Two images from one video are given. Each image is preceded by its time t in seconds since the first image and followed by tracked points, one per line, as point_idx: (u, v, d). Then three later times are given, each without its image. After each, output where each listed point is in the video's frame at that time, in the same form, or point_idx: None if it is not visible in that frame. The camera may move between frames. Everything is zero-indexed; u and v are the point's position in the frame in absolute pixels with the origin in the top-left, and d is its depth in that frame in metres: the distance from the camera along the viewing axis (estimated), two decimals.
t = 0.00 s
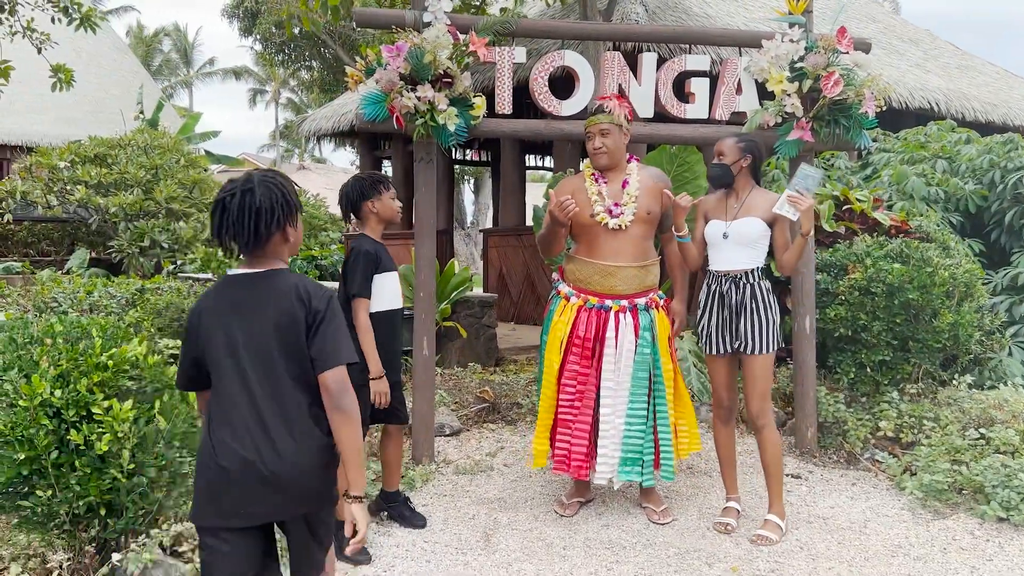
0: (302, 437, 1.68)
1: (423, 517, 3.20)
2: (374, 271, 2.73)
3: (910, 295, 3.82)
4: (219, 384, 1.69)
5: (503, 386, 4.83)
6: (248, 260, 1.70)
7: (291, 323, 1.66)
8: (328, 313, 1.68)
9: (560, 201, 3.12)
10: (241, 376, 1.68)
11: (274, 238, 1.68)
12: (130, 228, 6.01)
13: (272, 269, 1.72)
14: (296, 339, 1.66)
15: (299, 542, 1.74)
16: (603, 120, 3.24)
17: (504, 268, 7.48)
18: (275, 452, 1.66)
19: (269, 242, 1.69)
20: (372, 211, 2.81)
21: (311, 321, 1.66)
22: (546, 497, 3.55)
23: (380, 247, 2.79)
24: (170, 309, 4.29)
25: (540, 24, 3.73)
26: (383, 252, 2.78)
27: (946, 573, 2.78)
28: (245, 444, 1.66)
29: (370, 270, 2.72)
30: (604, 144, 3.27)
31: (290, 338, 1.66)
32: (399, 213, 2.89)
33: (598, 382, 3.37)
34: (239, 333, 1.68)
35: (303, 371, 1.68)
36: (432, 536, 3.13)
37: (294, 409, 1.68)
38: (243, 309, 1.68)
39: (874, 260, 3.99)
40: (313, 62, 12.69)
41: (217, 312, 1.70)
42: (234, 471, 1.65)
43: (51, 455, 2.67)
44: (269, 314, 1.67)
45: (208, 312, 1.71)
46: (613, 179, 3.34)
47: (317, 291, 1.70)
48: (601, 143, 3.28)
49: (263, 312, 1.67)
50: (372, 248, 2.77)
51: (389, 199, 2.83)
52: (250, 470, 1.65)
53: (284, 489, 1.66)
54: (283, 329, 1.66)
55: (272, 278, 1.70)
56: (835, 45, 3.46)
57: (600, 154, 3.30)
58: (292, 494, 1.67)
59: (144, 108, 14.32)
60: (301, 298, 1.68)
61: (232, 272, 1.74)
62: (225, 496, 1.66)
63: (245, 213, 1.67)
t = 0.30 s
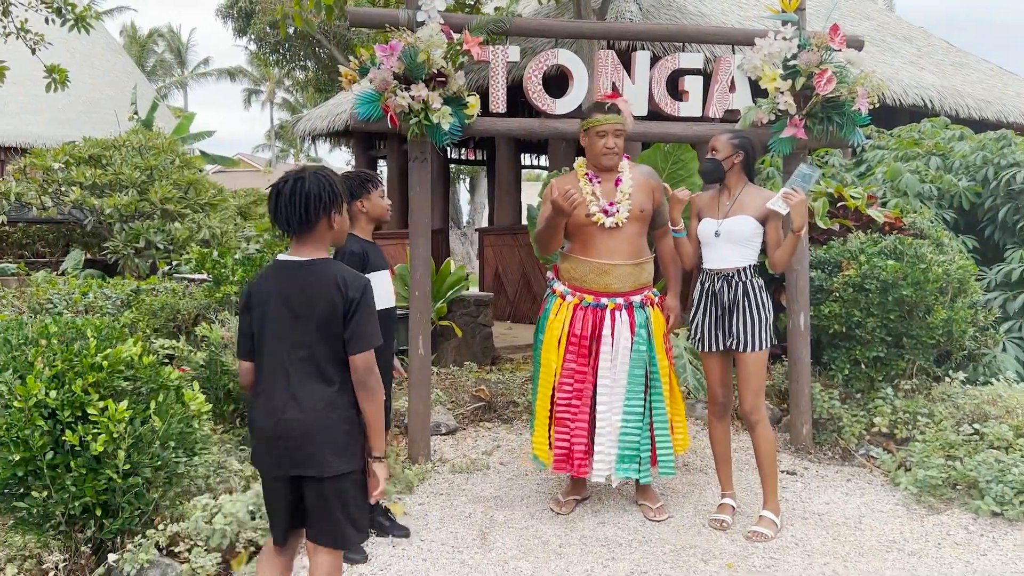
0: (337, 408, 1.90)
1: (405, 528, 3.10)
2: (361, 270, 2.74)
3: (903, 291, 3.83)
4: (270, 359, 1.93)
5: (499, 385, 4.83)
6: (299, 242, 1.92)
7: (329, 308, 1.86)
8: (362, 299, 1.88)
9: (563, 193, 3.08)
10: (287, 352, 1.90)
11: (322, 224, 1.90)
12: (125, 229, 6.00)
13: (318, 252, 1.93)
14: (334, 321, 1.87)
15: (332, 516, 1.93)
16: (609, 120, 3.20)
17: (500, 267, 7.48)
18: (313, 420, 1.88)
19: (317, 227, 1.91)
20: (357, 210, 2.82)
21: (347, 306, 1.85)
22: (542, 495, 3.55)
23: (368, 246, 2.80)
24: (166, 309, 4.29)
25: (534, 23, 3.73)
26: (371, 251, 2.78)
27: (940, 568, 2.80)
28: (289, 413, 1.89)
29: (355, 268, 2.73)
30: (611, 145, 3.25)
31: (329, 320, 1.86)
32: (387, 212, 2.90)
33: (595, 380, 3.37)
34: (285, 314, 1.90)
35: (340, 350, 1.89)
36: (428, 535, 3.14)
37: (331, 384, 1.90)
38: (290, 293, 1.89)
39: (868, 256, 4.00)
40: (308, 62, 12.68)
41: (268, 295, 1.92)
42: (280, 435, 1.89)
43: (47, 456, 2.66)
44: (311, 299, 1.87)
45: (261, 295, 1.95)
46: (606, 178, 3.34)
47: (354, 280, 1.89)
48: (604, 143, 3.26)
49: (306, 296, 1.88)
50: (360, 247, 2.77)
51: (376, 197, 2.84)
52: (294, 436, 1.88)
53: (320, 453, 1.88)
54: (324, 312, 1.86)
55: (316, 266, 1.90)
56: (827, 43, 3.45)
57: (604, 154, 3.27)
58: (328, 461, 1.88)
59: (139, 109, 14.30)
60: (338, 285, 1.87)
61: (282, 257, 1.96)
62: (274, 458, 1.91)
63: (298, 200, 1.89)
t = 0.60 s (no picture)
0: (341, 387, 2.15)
1: (395, 526, 3.12)
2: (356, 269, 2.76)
3: (887, 286, 3.87)
4: (278, 345, 2.16)
5: (488, 382, 4.85)
6: (304, 241, 2.17)
7: (334, 297, 2.11)
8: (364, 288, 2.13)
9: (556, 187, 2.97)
10: (294, 338, 2.14)
11: (322, 224, 2.14)
12: (113, 229, 5.97)
13: (322, 249, 2.18)
14: (338, 309, 2.12)
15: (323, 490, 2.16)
16: (600, 120, 3.17)
17: (489, 265, 7.49)
18: (319, 397, 2.12)
19: (318, 227, 2.15)
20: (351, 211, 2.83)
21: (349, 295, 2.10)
22: (531, 491, 3.57)
23: (363, 245, 2.81)
24: (154, 309, 4.29)
25: (520, 22, 3.75)
26: (365, 249, 2.79)
27: (924, 560, 2.83)
28: (297, 392, 2.13)
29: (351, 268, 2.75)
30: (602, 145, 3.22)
31: (332, 308, 2.11)
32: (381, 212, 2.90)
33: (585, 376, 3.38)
34: (292, 304, 2.14)
35: (343, 334, 2.14)
36: (417, 532, 3.15)
37: (335, 365, 2.15)
38: (296, 287, 2.14)
39: (852, 252, 4.04)
40: (296, 61, 12.65)
41: (276, 289, 2.16)
42: (289, 411, 2.14)
43: (34, 457, 2.66)
44: (316, 291, 2.11)
45: (269, 290, 2.18)
46: (593, 177, 3.33)
47: (355, 272, 2.14)
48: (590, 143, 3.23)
49: (311, 288, 2.12)
50: (354, 246, 2.78)
51: (370, 197, 2.84)
52: (301, 411, 2.13)
53: (324, 428, 2.12)
54: (328, 301, 2.11)
55: (319, 261, 2.15)
56: (810, 41, 3.48)
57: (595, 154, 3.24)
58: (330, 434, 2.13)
59: (125, 109, 14.24)
60: (341, 278, 2.12)
61: (289, 254, 2.21)
62: (283, 432, 2.15)
63: (302, 203, 2.14)
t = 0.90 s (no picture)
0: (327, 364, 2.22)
1: (377, 523, 3.11)
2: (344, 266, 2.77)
3: (864, 281, 3.91)
4: (270, 327, 2.26)
5: (471, 379, 4.86)
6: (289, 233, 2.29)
7: (319, 279, 2.20)
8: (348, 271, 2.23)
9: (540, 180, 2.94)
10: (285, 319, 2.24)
11: (306, 217, 2.26)
12: (93, 229, 5.92)
13: (307, 238, 2.30)
14: (324, 291, 2.21)
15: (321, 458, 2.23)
16: (579, 117, 3.15)
17: (473, 264, 7.49)
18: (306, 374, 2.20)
19: (301, 219, 2.27)
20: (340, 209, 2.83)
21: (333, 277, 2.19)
22: (513, 487, 3.57)
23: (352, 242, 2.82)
24: (133, 309, 4.27)
25: (499, 19, 3.77)
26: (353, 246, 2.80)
27: (900, 550, 2.86)
28: (287, 370, 2.22)
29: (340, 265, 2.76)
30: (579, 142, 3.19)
31: (319, 290, 2.21)
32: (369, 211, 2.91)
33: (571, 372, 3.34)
34: (283, 288, 2.24)
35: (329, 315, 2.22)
36: (399, 529, 3.15)
37: (325, 345, 2.23)
38: (285, 273, 2.24)
39: (830, 247, 4.08)
40: (278, 59, 12.59)
41: (269, 274, 2.27)
42: (279, 389, 2.22)
43: (10, 457, 2.64)
44: (303, 276, 2.21)
45: (262, 278, 2.29)
46: (574, 173, 3.30)
47: (338, 257, 2.23)
48: (569, 140, 3.19)
49: (299, 272, 2.22)
50: (342, 243, 2.78)
51: (358, 195, 2.84)
52: (290, 389, 2.21)
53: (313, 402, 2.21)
54: (314, 283, 2.21)
55: (305, 248, 2.25)
56: (788, 37, 3.53)
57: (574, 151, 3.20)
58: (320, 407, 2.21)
59: (103, 108, 14.11)
60: (325, 262, 2.22)
61: (279, 244, 2.31)
62: (273, 409, 2.23)
63: (283, 198, 2.26)
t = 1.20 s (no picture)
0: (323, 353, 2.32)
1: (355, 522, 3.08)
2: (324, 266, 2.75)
3: (838, 278, 3.94)
4: (277, 316, 2.41)
5: (449, 378, 4.85)
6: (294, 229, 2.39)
7: (315, 273, 2.30)
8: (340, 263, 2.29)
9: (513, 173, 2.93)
10: (288, 310, 2.36)
11: (306, 214, 2.34)
12: (68, 229, 5.85)
13: (310, 233, 2.39)
14: (320, 285, 2.30)
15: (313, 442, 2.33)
16: (546, 115, 3.14)
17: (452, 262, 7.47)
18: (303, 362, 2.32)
19: (302, 215, 2.36)
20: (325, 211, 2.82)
21: (325, 272, 2.27)
22: (491, 486, 3.57)
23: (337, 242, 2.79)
24: (107, 309, 4.23)
25: (474, 17, 3.78)
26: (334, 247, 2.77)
27: (874, 544, 2.88)
28: (289, 357, 2.35)
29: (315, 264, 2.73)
30: (548, 140, 3.17)
31: (316, 282, 2.30)
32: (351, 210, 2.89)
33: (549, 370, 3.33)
34: (286, 280, 2.37)
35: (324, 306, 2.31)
36: (375, 529, 3.14)
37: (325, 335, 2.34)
38: (289, 266, 2.35)
39: (805, 244, 4.11)
40: (256, 58, 12.52)
41: (275, 266, 2.40)
42: (280, 379, 2.35)
43: None
44: (303, 269, 2.32)
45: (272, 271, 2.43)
46: (550, 171, 3.29)
47: (333, 252, 2.30)
48: (544, 138, 3.18)
49: (298, 266, 2.33)
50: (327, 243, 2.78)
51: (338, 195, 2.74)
52: (291, 374, 2.33)
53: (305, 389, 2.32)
54: (310, 277, 2.31)
55: (305, 243, 2.34)
56: (762, 36, 3.54)
57: (543, 149, 3.19)
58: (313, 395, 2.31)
59: (78, 107, 13.97)
60: (320, 257, 2.30)
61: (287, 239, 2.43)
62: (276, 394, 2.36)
63: (284, 197, 2.36)
